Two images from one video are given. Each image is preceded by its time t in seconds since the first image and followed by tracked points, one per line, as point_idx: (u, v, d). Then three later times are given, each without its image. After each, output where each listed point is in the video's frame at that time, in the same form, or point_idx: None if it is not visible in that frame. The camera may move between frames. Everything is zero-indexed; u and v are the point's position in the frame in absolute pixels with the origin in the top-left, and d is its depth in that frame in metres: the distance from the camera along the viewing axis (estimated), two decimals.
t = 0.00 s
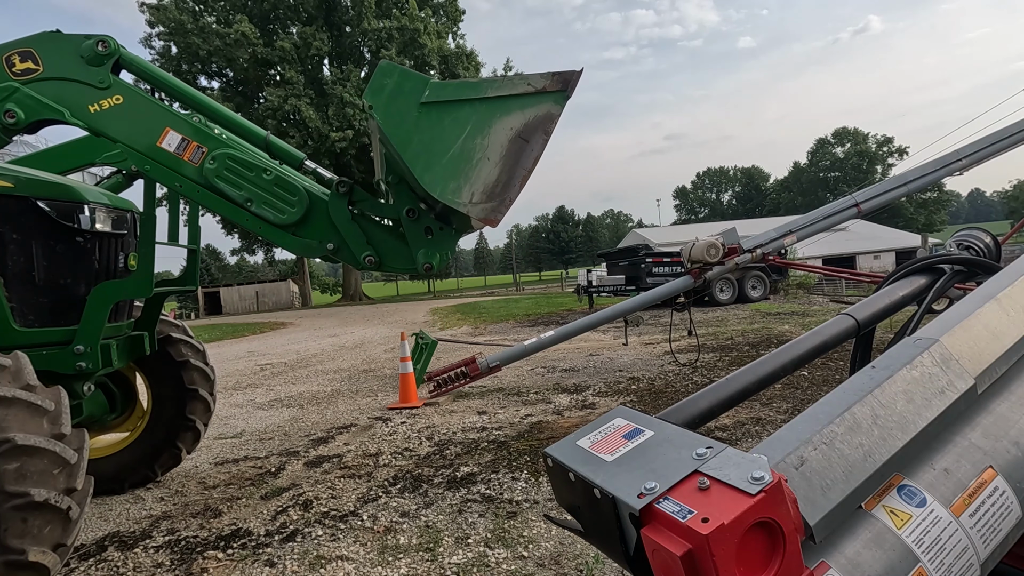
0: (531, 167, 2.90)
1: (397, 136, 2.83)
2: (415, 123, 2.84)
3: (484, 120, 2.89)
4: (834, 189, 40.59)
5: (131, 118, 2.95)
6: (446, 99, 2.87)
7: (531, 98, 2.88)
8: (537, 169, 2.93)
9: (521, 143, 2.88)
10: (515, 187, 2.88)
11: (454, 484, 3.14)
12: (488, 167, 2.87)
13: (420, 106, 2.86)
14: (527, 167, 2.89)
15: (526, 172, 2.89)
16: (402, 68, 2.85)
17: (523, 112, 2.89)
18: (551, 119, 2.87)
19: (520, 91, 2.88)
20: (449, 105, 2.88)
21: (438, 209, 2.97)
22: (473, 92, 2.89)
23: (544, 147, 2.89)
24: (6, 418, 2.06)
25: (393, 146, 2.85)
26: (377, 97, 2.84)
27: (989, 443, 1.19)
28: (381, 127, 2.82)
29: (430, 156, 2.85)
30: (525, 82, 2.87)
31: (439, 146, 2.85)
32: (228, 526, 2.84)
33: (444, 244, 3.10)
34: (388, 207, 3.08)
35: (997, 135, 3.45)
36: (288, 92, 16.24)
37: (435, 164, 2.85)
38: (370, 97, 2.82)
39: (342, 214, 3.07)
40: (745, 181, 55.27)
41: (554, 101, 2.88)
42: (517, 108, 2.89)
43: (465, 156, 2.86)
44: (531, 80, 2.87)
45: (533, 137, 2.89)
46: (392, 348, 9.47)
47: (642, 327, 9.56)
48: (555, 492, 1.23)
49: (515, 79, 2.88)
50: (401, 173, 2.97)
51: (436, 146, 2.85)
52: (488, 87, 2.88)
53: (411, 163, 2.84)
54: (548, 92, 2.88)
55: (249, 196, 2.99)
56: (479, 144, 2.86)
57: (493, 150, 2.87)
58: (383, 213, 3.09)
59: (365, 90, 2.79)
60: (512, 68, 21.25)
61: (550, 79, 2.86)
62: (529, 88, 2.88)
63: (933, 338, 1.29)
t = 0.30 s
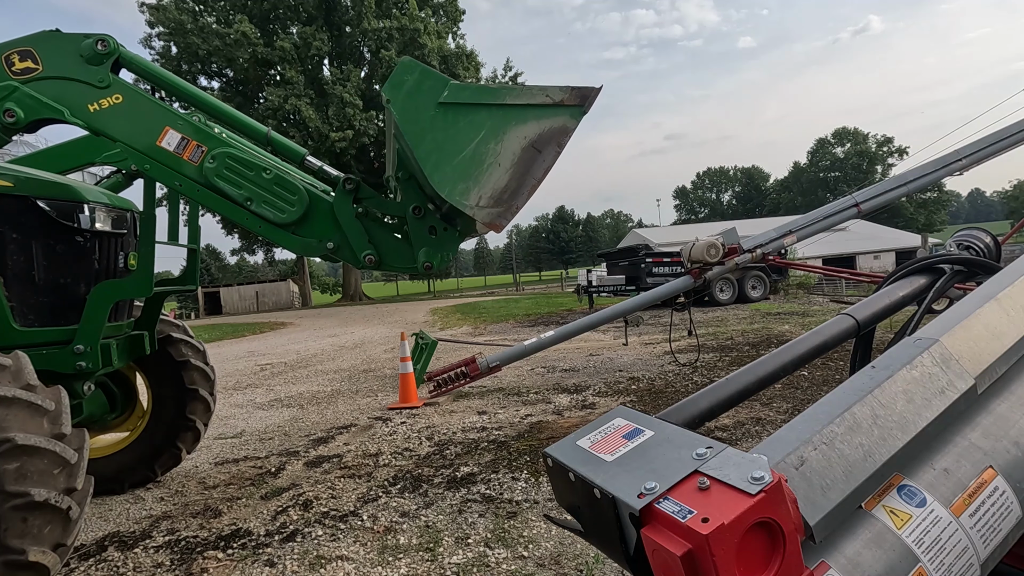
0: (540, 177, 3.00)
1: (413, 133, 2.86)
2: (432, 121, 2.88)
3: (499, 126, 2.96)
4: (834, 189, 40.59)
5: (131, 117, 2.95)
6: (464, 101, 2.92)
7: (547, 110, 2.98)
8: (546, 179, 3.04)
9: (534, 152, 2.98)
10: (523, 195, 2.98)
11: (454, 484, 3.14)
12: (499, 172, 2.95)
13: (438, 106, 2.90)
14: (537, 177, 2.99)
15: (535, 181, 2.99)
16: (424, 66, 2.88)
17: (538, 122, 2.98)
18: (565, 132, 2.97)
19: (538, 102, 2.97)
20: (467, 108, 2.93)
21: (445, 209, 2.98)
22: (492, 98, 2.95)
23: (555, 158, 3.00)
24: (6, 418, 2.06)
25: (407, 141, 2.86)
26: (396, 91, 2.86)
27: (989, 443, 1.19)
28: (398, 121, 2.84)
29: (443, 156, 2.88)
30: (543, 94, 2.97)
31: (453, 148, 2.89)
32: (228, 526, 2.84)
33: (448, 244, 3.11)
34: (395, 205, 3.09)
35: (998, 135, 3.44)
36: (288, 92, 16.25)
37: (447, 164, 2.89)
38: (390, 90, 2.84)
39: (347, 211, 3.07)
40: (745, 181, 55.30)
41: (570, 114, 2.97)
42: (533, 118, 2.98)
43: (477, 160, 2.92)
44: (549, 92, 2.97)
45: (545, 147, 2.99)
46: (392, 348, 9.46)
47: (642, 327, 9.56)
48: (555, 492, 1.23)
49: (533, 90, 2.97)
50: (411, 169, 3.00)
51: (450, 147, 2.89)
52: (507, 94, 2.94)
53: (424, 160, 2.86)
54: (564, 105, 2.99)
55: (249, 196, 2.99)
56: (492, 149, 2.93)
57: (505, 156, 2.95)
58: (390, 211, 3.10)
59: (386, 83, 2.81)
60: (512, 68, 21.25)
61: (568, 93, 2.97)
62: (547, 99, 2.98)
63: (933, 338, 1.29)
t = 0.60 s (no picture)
0: (549, 189, 3.03)
1: (426, 133, 2.91)
2: (447, 123, 2.93)
3: (512, 134, 2.99)
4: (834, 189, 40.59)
5: (131, 117, 2.95)
6: (481, 107, 2.96)
7: (561, 123, 3.02)
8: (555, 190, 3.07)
9: (544, 163, 3.02)
10: (529, 205, 3.02)
11: (454, 484, 3.14)
12: (507, 180, 2.99)
13: (454, 109, 2.95)
14: (545, 189, 3.03)
15: (543, 193, 3.03)
16: (445, 68, 2.93)
17: (551, 134, 3.02)
18: (578, 146, 3.01)
19: (553, 114, 3.01)
20: (482, 113, 2.97)
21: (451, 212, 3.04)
22: (507, 106, 2.99)
23: (565, 172, 3.03)
24: (7, 418, 2.06)
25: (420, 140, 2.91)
26: (415, 90, 2.92)
27: (989, 443, 1.19)
28: (413, 119, 2.90)
29: (454, 159, 2.92)
30: (559, 107, 3.01)
31: (465, 151, 2.94)
32: (228, 526, 2.84)
33: (450, 246, 3.14)
34: (401, 204, 3.12)
35: (998, 135, 3.44)
36: (288, 92, 16.25)
37: (458, 167, 2.93)
38: (408, 89, 2.90)
39: (352, 211, 3.09)
40: (745, 181, 55.34)
41: (583, 129, 3.01)
42: (547, 129, 3.02)
43: (488, 166, 2.96)
44: (565, 106, 3.01)
45: (556, 159, 3.03)
46: (392, 349, 9.46)
47: (642, 327, 9.56)
48: (555, 492, 1.23)
49: (550, 102, 3.01)
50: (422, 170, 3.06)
51: (462, 150, 2.93)
52: (523, 103, 2.98)
53: (435, 160, 2.90)
54: (579, 120, 3.02)
55: (249, 196, 2.99)
56: (503, 157, 2.97)
57: (516, 165, 2.99)
58: (397, 211, 3.13)
59: (406, 81, 2.87)
60: (512, 68, 21.26)
61: (584, 109, 3.01)
62: (562, 113, 3.02)
63: (933, 338, 1.29)
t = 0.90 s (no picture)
0: (554, 201, 3.06)
1: (439, 134, 2.92)
2: (460, 126, 2.96)
3: (524, 143, 3.03)
4: (834, 189, 40.60)
5: (131, 117, 2.95)
6: (495, 112, 2.99)
7: (574, 136, 3.06)
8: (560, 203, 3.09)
9: (553, 175, 3.05)
10: (534, 214, 3.03)
11: (454, 484, 3.14)
12: (515, 188, 3.01)
13: (469, 112, 2.97)
14: (550, 200, 3.05)
15: (549, 204, 3.05)
16: (463, 72, 2.97)
17: (562, 146, 3.06)
18: (587, 161, 3.04)
19: (566, 127, 3.05)
20: (496, 119, 3.00)
21: (455, 215, 3.03)
22: (521, 114, 3.02)
23: (572, 184, 3.06)
24: (7, 418, 2.06)
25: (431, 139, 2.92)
26: (431, 90, 2.94)
27: (989, 443, 1.19)
28: (427, 118, 2.92)
29: (464, 162, 2.94)
30: (572, 120, 3.06)
31: (475, 156, 2.96)
32: (228, 526, 2.84)
33: (453, 248, 3.15)
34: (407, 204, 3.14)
35: (998, 135, 3.44)
36: (288, 92, 16.25)
37: (467, 170, 2.95)
38: (425, 88, 2.93)
39: (357, 210, 3.10)
40: (744, 181, 55.38)
41: (594, 145, 3.05)
42: (558, 141, 3.06)
43: (497, 173, 2.98)
44: (579, 120, 3.05)
45: (565, 172, 3.06)
46: (392, 349, 9.46)
47: (642, 327, 9.56)
48: (555, 492, 1.23)
49: (564, 114, 3.06)
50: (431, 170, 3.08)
51: (473, 154, 2.96)
52: (537, 113, 3.02)
53: (445, 161, 2.92)
54: (590, 135, 3.07)
55: (249, 196, 2.99)
56: (513, 166, 3.00)
57: (524, 173, 3.01)
58: (401, 210, 3.16)
59: (423, 79, 2.90)
60: (512, 68, 21.28)
61: (598, 124, 3.05)
62: (575, 126, 3.06)
63: (933, 338, 1.29)
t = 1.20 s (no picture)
0: (560, 213, 3.01)
1: (450, 136, 2.98)
2: (472, 131, 2.99)
3: (533, 151, 3.00)
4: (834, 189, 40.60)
5: (132, 117, 2.95)
6: (508, 119, 3.00)
7: (585, 150, 3.00)
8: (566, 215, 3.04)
9: (560, 186, 3.01)
10: (538, 223, 2.98)
11: (454, 484, 3.14)
12: (521, 196, 2.98)
13: (481, 118, 3.00)
14: (556, 212, 3.01)
15: (554, 215, 3.01)
16: (479, 77, 3.01)
17: (573, 159, 3.01)
18: (596, 175, 2.98)
19: (577, 140, 3.00)
20: (508, 126, 3.01)
21: (460, 217, 3.06)
22: (533, 124, 3.00)
23: (579, 198, 3.00)
24: (7, 418, 2.06)
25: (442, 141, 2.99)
26: (447, 93, 3.01)
27: (989, 443, 1.19)
28: (440, 119, 2.98)
29: (472, 166, 2.96)
30: (584, 133, 3.01)
31: (483, 161, 2.97)
32: (228, 526, 2.84)
33: (455, 249, 3.19)
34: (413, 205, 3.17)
35: (998, 135, 3.44)
36: (288, 92, 16.26)
37: (474, 175, 2.96)
38: (440, 91, 3.00)
39: (361, 209, 3.11)
40: (744, 181, 55.41)
41: (604, 160, 2.99)
42: (568, 153, 3.01)
43: (503, 180, 2.97)
44: (591, 134, 3.00)
45: (573, 184, 3.01)
46: (392, 349, 9.46)
47: (642, 327, 9.57)
48: (555, 492, 1.23)
49: (577, 127, 3.01)
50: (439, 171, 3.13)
51: (482, 158, 2.97)
52: (549, 124, 3.00)
53: (453, 162, 2.96)
54: (602, 151, 3.00)
55: (249, 196, 2.99)
56: (521, 174, 2.97)
57: (531, 182, 2.98)
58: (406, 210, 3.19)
59: (439, 82, 2.98)
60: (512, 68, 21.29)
61: (609, 140, 2.98)
62: (587, 140, 3.01)
63: (932, 338, 1.29)
